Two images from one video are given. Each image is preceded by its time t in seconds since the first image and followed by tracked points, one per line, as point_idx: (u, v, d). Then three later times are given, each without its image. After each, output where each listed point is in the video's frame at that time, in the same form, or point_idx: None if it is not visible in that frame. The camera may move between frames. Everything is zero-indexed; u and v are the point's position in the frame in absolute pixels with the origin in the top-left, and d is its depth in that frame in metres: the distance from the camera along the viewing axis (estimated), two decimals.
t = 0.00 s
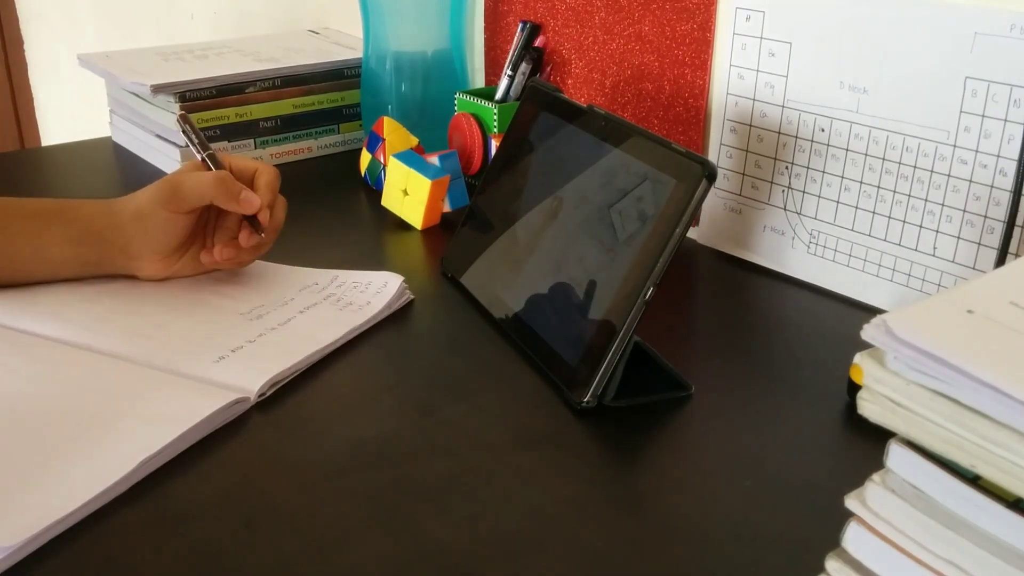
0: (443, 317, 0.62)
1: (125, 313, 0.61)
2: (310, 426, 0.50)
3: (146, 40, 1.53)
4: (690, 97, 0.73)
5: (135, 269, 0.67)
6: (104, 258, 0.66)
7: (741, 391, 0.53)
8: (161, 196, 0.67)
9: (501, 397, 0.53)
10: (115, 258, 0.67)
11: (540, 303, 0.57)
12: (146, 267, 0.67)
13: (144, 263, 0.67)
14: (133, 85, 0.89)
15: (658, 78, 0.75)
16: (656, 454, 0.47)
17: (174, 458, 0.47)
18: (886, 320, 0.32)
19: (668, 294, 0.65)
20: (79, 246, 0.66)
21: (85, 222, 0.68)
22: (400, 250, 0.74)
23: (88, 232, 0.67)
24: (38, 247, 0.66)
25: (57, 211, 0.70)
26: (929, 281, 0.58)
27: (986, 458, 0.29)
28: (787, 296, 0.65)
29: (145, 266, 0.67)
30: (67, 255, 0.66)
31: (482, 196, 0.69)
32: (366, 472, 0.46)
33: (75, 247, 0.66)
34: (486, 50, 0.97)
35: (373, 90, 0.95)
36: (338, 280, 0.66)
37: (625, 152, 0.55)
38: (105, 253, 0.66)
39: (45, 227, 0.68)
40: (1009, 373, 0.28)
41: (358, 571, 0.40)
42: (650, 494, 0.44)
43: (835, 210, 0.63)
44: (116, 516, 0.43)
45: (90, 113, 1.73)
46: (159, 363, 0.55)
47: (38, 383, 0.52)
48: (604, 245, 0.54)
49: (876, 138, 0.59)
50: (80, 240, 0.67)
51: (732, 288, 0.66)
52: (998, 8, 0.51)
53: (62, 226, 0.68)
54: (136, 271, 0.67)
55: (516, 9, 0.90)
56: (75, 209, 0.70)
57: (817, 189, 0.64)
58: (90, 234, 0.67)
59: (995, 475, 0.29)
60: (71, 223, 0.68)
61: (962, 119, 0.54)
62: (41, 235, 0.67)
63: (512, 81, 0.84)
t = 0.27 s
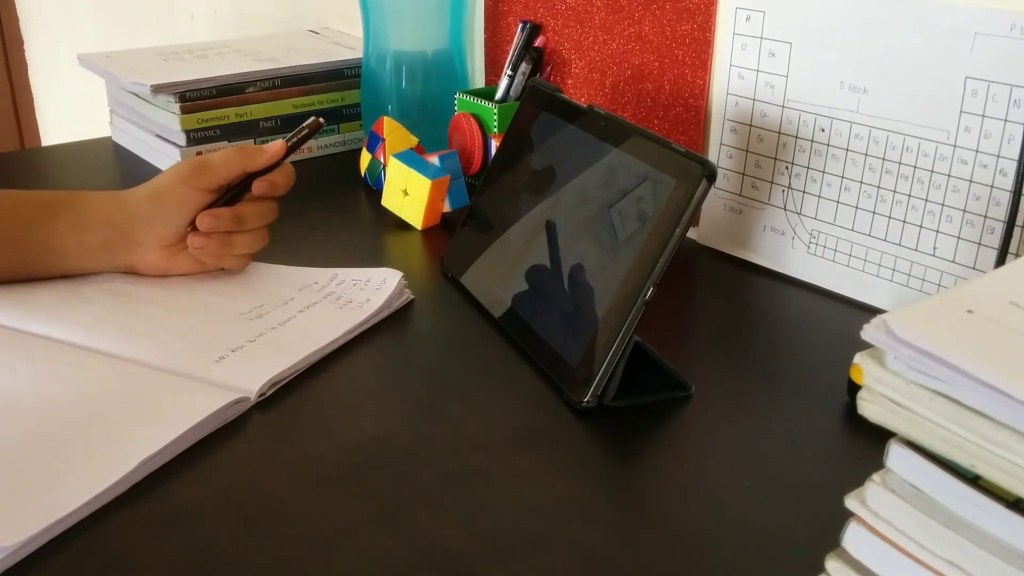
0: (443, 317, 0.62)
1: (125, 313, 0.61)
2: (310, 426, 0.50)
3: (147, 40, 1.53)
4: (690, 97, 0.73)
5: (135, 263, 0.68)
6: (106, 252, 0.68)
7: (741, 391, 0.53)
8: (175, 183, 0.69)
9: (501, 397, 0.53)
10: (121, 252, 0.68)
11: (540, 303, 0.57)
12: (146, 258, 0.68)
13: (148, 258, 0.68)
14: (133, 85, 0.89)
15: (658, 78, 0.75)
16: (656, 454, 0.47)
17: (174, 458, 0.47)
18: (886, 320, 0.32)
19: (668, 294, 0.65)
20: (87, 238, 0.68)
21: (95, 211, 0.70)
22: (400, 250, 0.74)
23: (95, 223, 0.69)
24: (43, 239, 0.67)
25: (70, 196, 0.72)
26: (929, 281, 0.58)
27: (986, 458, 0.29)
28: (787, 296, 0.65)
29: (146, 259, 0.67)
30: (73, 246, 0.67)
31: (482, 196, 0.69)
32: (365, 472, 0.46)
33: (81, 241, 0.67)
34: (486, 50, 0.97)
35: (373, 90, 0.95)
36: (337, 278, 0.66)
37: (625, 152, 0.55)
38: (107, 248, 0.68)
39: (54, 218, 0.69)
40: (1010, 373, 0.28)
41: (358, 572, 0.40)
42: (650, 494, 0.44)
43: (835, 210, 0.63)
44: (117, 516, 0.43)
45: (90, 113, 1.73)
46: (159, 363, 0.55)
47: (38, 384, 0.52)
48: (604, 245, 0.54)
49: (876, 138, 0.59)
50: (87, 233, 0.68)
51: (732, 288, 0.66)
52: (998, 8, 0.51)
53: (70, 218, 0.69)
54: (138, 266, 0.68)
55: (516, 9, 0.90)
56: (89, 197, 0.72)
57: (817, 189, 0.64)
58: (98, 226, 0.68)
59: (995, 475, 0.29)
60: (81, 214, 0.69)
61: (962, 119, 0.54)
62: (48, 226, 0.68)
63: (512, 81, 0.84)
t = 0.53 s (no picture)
0: (443, 317, 0.62)
1: (125, 313, 0.61)
2: (310, 426, 0.50)
3: (147, 40, 1.53)
4: (689, 97, 0.73)
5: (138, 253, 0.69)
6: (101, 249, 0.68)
7: (741, 391, 0.53)
8: (154, 174, 0.69)
9: (501, 397, 0.53)
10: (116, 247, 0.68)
11: (540, 303, 0.57)
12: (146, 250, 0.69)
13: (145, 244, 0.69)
14: (133, 85, 0.89)
15: (658, 78, 0.75)
16: (656, 454, 0.47)
17: (174, 458, 0.47)
18: (886, 320, 0.32)
19: (668, 294, 0.65)
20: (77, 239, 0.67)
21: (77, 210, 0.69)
22: (400, 250, 0.74)
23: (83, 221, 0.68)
24: (34, 240, 0.66)
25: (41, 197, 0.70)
26: (929, 281, 0.58)
27: (986, 458, 0.29)
28: (787, 296, 0.65)
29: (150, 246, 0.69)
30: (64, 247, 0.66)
31: (482, 196, 0.69)
32: (366, 472, 0.46)
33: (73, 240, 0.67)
34: (486, 50, 0.97)
35: (373, 90, 0.95)
36: (338, 281, 0.66)
37: (625, 152, 0.55)
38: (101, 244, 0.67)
39: (40, 221, 0.68)
40: (1010, 373, 0.28)
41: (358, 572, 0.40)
42: (650, 494, 0.44)
43: (835, 210, 0.63)
44: (117, 516, 0.43)
45: (90, 113, 1.73)
46: (159, 363, 0.55)
47: (38, 384, 0.52)
48: (604, 245, 0.54)
49: (876, 138, 0.59)
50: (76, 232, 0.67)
51: (732, 288, 0.66)
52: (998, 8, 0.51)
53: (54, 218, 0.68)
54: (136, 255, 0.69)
55: (516, 8, 0.90)
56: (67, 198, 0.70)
57: (817, 189, 0.64)
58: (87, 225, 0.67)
59: (995, 475, 0.29)
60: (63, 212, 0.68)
61: (962, 119, 0.54)
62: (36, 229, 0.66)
63: (512, 81, 0.84)
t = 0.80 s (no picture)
0: (443, 317, 0.62)
1: (122, 312, 0.61)
2: (310, 426, 0.50)
3: (147, 40, 1.53)
4: (690, 97, 0.73)
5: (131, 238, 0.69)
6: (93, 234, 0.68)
7: (741, 391, 0.53)
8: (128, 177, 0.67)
9: (501, 397, 0.53)
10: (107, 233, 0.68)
11: (540, 303, 0.57)
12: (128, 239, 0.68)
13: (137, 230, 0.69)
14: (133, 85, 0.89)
15: (659, 78, 0.75)
16: (656, 454, 0.47)
17: (174, 458, 0.47)
18: (886, 320, 0.32)
19: (668, 294, 0.65)
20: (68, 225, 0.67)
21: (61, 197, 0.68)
22: (400, 250, 0.74)
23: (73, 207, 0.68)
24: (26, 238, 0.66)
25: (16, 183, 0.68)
26: (929, 281, 0.58)
27: (987, 459, 0.29)
28: (787, 296, 0.65)
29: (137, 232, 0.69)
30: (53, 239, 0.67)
31: (482, 196, 0.69)
32: (366, 472, 0.46)
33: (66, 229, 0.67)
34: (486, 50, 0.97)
35: (373, 91, 0.95)
36: (336, 283, 0.66)
37: (625, 152, 0.55)
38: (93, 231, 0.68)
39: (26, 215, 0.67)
40: (1010, 373, 0.28)
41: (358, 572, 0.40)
42: (650, 494, 0.44)
43: (835, 210, 0.63)
44: (117, 516, 0.43)
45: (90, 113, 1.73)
46: (159, 363, 0.55)
47: (38, 384, 0.52)
48: (604, 245, 0.54)
49: (876, 138, 0.59)
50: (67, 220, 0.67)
51: (732, 288, 0.66)
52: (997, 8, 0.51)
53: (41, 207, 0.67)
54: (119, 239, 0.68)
55: (516, 9, 0.90)
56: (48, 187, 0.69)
57: (817, 189, 0.64)
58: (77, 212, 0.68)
59: (995, 475, 0.29)
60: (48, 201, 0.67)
61: (962, 119, 0.54)
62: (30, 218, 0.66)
63: (512, 81, 0.84)
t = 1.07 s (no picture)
0: (443, 317, 0.62)
1: (121, 311, 0.61)
2: (310, 426, 0.50)
3: (146, 41, 1.53)
4: (689, 97, 0.73)
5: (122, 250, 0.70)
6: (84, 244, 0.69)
7: (741, 391, 0.53)
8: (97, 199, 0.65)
9: (502, 397, 0.53)
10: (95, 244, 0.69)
11: (540, 303, 0.57)
12: (108, 254, 0.67)
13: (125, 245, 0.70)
14: (133, 85, 0.89)
15: (658, 78, 0.75)
16: (656, 454, 0.47)
17: (174, 458, 0.47)
18: (886, 320, 0.32)
19: (668, 294, 0.65)
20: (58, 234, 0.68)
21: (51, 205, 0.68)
22: (400, 250, 0.74)
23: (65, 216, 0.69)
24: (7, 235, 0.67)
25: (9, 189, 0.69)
26: (929, 281, 0.58)
27: (987, 459, 0.29)
28: (787, 296, 0.65)
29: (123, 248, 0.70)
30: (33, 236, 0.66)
31: (482, 196, 0.69)
32: (366, 472, 0.46)
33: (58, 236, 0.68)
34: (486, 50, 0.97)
35: (373, 91, 0.95)
36: (336, 282, 0.66)
37: (625, 152, 0.55)
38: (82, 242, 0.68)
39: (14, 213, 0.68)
40: (1010, 373, 0.28)
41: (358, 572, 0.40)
42: (650, 494, 0.44)
43: (835, 210, 0.63)
44: (117, 516, 0.43)
45: (90, 113, 1.73)
46: (159, 363, 0.55)
47: (38, 383, 0.52)
48: (604, 245, 0.54)
49: (876, 138, 0.59)
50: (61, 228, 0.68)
51: (732, 287, 0.66)
52: (997, 8, 0.51)
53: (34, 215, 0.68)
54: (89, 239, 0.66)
55: (516, 9, 0.89)
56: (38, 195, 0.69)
57: (817, 189, 0.64)
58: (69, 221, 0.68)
59: (995, 475, 0.29)
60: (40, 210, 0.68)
61: (962, 119, 0.54)
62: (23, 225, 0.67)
63: (512, 81, 0.84)
